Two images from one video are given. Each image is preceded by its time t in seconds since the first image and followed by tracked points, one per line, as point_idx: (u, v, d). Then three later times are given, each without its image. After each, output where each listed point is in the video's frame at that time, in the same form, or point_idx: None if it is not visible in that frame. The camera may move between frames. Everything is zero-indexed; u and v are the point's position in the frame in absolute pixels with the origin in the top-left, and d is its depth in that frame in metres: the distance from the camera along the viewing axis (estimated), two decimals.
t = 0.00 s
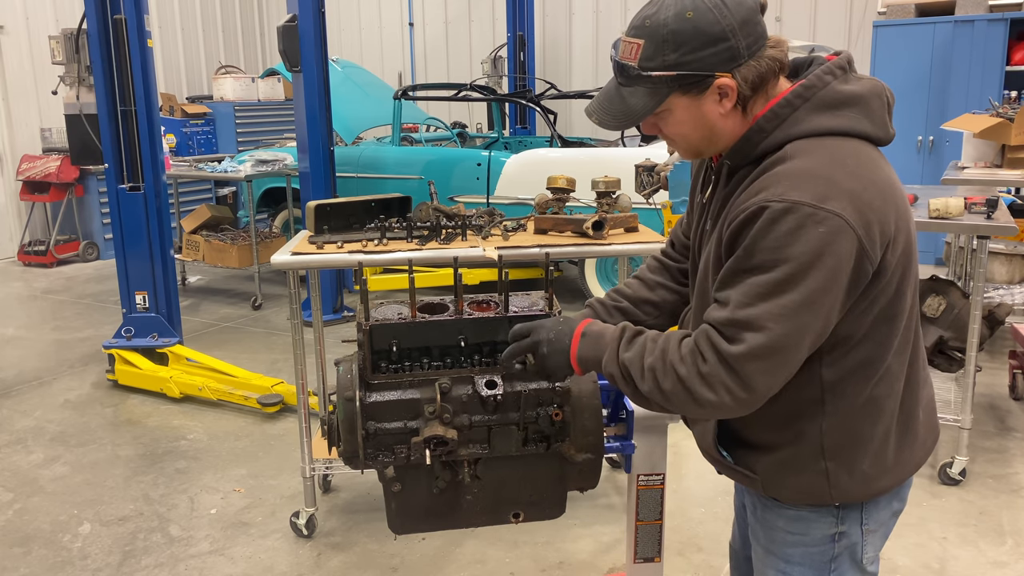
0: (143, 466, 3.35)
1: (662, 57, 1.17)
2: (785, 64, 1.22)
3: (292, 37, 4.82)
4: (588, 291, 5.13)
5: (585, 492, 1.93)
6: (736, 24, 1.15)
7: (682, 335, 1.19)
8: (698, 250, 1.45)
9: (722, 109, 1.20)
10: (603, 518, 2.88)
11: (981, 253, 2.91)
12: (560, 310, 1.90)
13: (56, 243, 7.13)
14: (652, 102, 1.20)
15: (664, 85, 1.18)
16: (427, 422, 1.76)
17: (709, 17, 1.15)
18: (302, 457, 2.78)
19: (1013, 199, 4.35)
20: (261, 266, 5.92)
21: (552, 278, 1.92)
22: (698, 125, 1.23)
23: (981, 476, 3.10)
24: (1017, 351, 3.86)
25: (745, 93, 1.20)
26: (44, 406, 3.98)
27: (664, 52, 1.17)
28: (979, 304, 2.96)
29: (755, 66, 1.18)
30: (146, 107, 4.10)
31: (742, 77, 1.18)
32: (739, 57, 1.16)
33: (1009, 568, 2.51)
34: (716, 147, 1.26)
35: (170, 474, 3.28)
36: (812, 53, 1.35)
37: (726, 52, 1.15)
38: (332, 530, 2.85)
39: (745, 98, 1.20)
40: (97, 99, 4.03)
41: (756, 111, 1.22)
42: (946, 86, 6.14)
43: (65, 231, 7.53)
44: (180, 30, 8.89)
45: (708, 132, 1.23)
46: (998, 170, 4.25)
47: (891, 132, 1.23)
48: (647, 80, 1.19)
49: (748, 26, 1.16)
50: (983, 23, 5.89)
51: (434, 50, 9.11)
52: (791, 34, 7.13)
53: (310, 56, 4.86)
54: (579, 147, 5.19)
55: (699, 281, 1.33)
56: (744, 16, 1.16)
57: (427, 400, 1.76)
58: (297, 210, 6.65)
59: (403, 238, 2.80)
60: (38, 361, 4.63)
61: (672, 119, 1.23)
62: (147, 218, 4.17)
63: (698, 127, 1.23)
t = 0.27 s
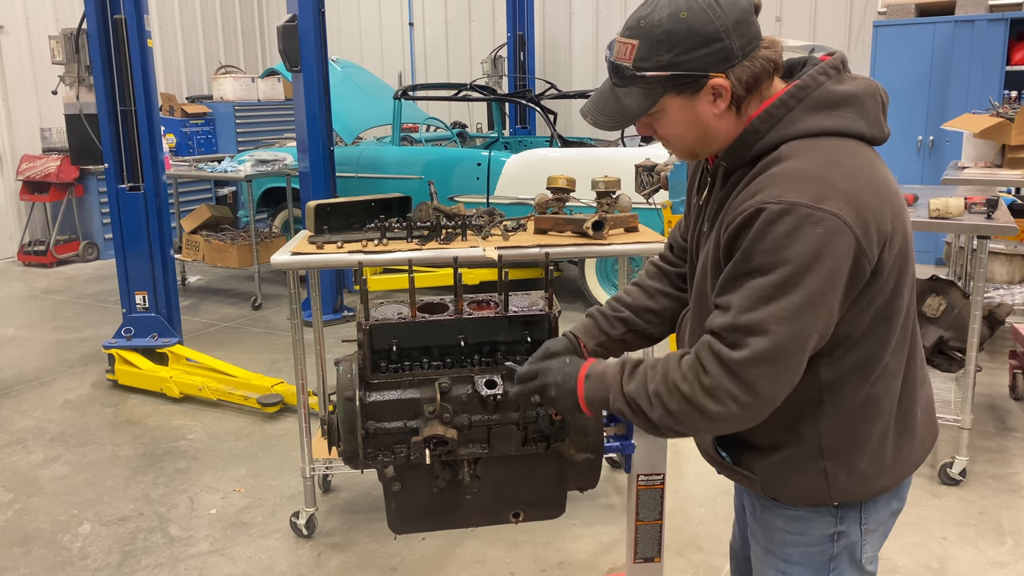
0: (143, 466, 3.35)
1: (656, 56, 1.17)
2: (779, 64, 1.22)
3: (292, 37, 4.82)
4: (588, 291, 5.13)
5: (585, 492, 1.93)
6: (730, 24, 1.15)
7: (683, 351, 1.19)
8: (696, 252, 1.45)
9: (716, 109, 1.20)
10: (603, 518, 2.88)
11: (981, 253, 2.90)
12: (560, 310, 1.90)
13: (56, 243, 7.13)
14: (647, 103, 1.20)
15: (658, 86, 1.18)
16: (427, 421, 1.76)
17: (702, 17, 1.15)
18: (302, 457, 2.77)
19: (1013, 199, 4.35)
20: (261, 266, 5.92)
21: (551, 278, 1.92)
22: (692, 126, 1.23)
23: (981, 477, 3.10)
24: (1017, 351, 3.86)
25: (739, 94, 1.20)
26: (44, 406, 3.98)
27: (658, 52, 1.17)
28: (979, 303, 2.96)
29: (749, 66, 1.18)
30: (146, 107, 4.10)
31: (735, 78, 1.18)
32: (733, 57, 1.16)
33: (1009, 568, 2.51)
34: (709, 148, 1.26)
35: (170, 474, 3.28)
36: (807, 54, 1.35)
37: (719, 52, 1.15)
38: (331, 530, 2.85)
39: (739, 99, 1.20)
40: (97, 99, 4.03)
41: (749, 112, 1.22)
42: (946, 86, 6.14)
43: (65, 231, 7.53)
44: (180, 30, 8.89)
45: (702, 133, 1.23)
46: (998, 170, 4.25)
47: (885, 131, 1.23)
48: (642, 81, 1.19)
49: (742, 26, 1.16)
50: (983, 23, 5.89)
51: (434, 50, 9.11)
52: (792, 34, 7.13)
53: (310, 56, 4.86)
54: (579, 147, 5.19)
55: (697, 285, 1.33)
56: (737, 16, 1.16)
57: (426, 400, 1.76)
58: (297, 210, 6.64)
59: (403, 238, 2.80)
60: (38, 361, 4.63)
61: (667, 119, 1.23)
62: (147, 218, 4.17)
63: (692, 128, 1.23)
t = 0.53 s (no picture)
0: (143, 466, 3.35)
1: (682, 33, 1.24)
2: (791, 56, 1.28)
3: (293, 37, 4.82)
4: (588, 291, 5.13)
5: (585, 492, 1.94)
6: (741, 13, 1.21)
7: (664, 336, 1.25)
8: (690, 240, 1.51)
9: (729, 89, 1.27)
10: (602, 518, 2.88)
11: (981, 252, 2.91)
12: (560, 310, 1.91)
13: (56, 243, 7.13)
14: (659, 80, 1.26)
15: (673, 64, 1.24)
16: (427, 422, 1.76)
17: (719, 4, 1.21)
18: (302, 457, 2.77)
19: (1013, 199, 4.35)
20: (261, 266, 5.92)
21: (551, 278, 1.93)
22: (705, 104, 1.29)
23: (981, 477, 3.10)
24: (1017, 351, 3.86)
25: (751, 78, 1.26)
26: (44, 406, 3.98)
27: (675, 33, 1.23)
28: (979, 303, 2.96)
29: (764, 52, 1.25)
30: (146, 107, 4.10)
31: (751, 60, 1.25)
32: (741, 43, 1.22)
33: (1008, 568, 2.52)
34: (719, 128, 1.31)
35: (170, 473, 3.28)
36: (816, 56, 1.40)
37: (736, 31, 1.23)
38: (332, 530, 2.85)
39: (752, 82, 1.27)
40: (97, 99, 4.03)
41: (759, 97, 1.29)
42: (946, 86, 6.14)
43: (65, 231, 7.53)
44: (180, 30, 8.89)
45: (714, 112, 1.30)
46: (998, 170, 4.25)
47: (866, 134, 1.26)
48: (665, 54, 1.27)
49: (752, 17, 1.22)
50: (983, 23, 5.89)
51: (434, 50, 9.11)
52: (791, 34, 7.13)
53: (310, 56, 4.86)
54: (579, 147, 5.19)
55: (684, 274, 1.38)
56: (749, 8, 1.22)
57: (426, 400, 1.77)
58: (297, 210, 6.65)
59: (403, 238, 2.80)
60: (38, 362, 4.63)
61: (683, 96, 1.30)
62: (147, 218, 4.17)
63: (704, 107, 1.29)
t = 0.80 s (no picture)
0: (143, 466, 3.35)
1: (701, 14, 1.28)
2: (803, 51, 1.30)
3: (293, 37, 4.82)
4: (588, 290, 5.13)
5: (585, 491, 1.94)
6: None
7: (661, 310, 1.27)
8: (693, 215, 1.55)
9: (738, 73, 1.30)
10: (603, 517, 2.88)
11: (981, 252, 2.91)
12: (560, 310, 1.91)
13: (56, 243, 7.13)
14: (680, 52, 1.31)
15: (694, 38, 1.29)
16: (427, 421, 1.76)
17: None
18: (302, 458, 2.77)
19: (1013, 199, 4.35)
20: (262, 266, 5.92)
21: (551, 278, 1.93)
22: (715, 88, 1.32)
23: (981, 477, 3.10)
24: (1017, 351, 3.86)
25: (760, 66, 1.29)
26: (44, 406, 3.98)
27: (701, 10, 1.28)
28: (979, 303, 2.96)
29: (775, 42, 1.27)
30: (146, 107, 4.10)
31: (761, 46, 1.27)
32: (759, 27, 1.26)
33: (1009, 568, 2.52)
34: (725, 113, 1.34)
35: (170, 473, 3.28)
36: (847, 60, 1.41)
37: (750, 17, 1.25)
38: (331, 530, 2.85)
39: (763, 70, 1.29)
40: (97, 99, 4.03)
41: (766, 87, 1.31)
42: (945, 86, 6.15)
43: (65, 231, 7.53)
44: (180, 29, 8.89)
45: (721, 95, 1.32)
46: (998, 170, 4.26)
47: (869, 144, 1.29)
48: (684, 32, 1.30)
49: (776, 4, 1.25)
50: (983, 23, 5.89)
51: (434, 50, 9.11)
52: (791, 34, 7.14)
53: (310, 56, 4.86)
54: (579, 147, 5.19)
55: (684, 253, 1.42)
56: None
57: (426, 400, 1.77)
58: (297, 210, 6.65)
59: (403, 238, 2.80)
60: (38, 361, 4.63)
61: (694, 76, 1.33)
62: (147, 218, 4.16)
63: (714, 90, 1.32)
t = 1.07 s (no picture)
0: (143, 466, 3.35)
1: (687, 13, 1.31)
2: (787, 51, 1.32)
3: (293, 37, 4.82)
4: (588, 291, 5.12)
5: (585, 492, 1.94)
6: None
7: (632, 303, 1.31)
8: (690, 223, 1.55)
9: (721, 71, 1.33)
10: (603, 517, 2.88)
11: (981, 252, 2.91)
12: (560, 310, 1.91)
13: (56, 243, 7.14)
14: (666, 52, 1.34)
15: (681, 38, 1.32)
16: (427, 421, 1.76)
17: None
18: (302, 458, 2.77)
19: (1013, 199, 4.36)
20: (262, 266, 5.92)
21: (551, 278, 1.94)
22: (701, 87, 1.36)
23: (981, 477, 3.10)
24: (1017, 350, 3.86)
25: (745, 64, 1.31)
26: (44, 406, 3.98)
27: (687, 9, 1.31)
28: (979, 303, 2.96)
29: (759, 41, 1.30)
30: (146, 107, 4.10)
31: (745, 46, 1.30)
32: (743, 26, 1.29)
33: (1009, 568, 2.52)
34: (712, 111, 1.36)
35: (170, 473, 3.28)
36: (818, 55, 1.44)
37: (732, 15, 1.28)
38: (331, 530, 2.85)
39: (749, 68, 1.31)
40: (97, 99, 4.03)
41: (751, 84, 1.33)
42: (945, 86, 6.15)
43: (65, 231, 7.53)
44: (180, 29, 8.90)
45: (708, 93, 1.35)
46: (998, 170, 4.26)
47: (853, 140, 1.29)
48: (669, 31, 1.33)
49: (759, 4, 1.29)
50: (983, 23, 5.89)
51: (434, 50, 9.11)
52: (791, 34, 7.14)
53: (310, 56, 4.86)
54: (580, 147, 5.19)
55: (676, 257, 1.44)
56: None
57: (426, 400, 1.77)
58: (297, 210, 6.65)
59: (403, 238, 2.80)
60: (38, 361, 4.63)
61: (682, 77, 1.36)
62: (147, 217, 4.16)
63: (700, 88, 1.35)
